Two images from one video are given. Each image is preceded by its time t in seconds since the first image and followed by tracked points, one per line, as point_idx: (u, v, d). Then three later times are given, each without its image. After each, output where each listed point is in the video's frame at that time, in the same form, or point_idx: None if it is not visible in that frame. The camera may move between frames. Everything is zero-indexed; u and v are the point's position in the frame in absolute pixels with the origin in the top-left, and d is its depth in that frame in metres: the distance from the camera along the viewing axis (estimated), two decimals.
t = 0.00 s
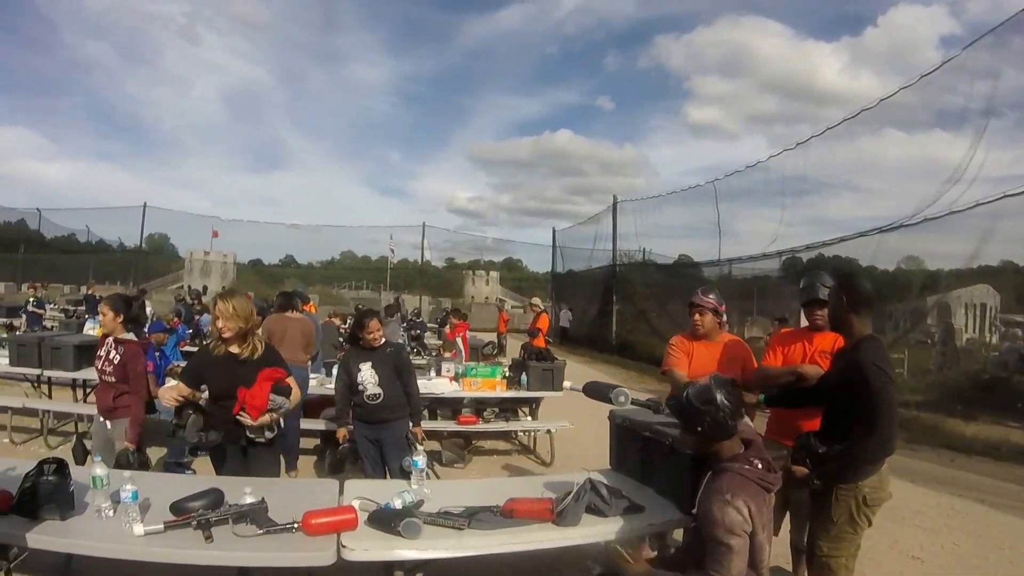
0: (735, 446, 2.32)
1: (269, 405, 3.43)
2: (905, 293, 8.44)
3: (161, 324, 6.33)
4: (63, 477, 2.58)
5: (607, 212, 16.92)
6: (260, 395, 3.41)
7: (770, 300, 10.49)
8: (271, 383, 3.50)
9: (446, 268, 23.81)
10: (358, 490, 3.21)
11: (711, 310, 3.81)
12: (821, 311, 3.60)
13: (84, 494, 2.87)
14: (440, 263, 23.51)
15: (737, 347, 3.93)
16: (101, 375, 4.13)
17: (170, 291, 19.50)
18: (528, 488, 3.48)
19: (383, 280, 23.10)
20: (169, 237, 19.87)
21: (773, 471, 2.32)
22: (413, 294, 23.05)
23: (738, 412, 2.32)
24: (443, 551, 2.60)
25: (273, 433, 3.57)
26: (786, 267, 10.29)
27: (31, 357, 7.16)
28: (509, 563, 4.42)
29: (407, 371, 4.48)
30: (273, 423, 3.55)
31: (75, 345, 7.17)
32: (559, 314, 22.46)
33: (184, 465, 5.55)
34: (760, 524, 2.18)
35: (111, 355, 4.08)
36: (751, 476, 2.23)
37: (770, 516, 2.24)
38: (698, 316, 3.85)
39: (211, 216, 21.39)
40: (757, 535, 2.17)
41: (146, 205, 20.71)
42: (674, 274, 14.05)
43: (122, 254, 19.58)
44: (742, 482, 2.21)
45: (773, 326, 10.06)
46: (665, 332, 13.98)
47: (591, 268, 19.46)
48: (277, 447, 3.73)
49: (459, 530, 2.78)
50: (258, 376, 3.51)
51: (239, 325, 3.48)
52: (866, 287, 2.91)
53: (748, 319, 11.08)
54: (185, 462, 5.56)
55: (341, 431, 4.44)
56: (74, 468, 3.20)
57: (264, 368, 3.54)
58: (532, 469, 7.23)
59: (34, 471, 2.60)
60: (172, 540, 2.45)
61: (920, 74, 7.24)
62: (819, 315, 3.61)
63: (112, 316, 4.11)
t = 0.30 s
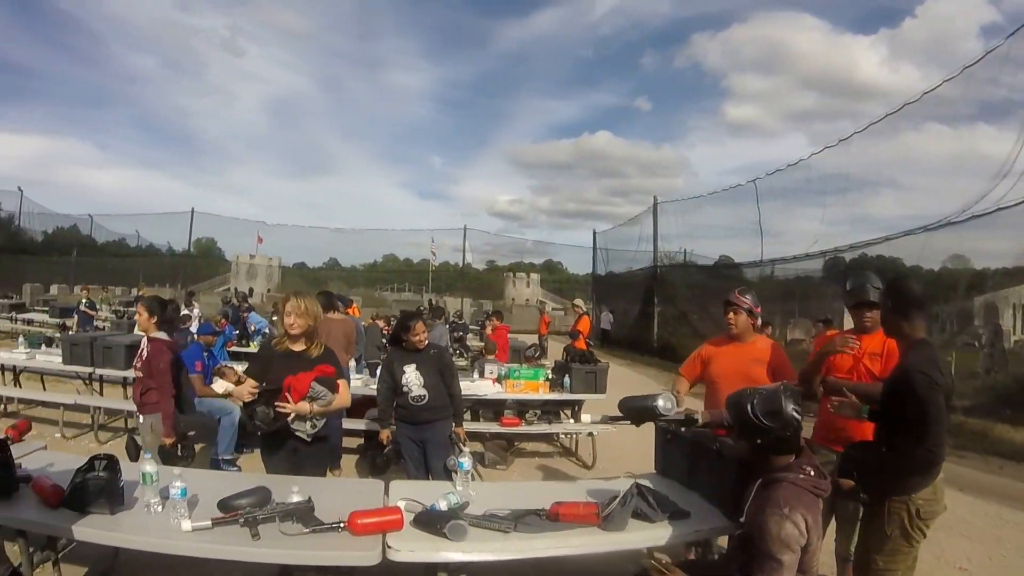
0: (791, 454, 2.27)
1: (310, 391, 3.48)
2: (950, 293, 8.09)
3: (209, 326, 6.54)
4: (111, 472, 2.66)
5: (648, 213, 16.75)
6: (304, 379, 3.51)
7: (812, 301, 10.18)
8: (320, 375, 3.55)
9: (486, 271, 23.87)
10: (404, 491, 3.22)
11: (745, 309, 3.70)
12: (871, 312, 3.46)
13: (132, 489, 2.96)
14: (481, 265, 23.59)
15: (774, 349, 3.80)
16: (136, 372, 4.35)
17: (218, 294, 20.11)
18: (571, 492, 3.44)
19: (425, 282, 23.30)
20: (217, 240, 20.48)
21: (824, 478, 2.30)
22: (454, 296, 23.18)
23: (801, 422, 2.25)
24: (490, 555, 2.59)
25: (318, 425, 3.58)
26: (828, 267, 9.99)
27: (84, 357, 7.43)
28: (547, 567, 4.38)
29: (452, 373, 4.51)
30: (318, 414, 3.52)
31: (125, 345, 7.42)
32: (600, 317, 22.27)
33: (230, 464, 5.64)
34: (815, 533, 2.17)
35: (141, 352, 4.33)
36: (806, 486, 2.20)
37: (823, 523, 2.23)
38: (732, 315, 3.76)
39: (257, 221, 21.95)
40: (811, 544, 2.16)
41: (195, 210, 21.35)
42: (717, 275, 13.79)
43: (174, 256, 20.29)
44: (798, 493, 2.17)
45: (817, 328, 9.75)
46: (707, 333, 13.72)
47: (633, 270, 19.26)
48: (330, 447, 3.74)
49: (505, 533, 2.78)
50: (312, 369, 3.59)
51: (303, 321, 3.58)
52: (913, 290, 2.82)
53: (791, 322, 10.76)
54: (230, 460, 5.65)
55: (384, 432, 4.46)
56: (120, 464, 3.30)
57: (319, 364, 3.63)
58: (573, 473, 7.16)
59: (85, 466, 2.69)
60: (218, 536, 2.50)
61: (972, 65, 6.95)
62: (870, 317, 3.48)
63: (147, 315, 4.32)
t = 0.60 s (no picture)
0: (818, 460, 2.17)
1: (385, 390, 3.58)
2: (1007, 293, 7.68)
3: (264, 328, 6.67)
4: (168, 469, 2.73)
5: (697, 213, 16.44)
6: (377, 378, 3.59)
7: (867, 302, 9.77)
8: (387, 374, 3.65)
9: (534, 273, 23.82)
10: (457, 493, 3.22)
11: (776, 310, 3.55)
12: (930, 312, 3.29)
13: (187, 486, 3.03)
14: (529, 267, 23.53)
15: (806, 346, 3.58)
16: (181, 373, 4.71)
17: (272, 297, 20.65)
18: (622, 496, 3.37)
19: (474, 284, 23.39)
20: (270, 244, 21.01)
21: (859, 485, 2.18)
22: (503, 298, 23.20)
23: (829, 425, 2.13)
24: (544, 559, 2.54)
25: (386, 422, 3.67)
26: (882, 267, 9.53)
27: (141, 356, 7.70)
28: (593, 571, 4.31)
29: (503, 375, 4.50)
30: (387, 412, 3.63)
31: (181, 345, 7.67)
32: (649, 319, 21.94)
33: (284, 462, 5.80)
34: (848, 542, 2.04)
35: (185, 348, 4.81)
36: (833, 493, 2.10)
37: (858, 531, 2.13)
38: (764, 316, 3.61)
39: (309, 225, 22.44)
40: (846, 554, 2.03)
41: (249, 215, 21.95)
42: (768, 276, 13.41)
43: (228, 259, 20.90)
44: (824, 501, 2.08)
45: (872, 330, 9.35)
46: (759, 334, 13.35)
47: (682, 272, 18.92)
48: (386, 445, 3.76)
49: (558, 537, 2.73)
50: (377, 368, 3.66)
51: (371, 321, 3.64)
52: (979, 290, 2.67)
53: (842, 325, 10.33)
54: (281, 458, 5.77)
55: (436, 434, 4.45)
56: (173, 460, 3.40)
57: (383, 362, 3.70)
58: (623, 476, 7.05)
59: (143, 463, 2.76)
60: (272, 534, 2.54)
61: None
62: (929, 317, 3.30)
63: (189, 314, 4.71)
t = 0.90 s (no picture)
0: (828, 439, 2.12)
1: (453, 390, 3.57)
2: None
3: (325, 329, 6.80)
4: (229, 467, 2.78)
5: (755, 212, 16.00)
6: (444, 379, 3.59)
7: (932, 304, 9.29)
8: (452, 375, 3.68)
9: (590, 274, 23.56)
10: (516, 495, 3.18)
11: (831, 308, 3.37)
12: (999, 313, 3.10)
13: (247, 483, 3.09)
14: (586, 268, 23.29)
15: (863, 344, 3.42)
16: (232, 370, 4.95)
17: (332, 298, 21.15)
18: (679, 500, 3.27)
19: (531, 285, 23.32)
20: (329, 246, 21.52)
21: (877, 457, 2.13)
22: (560, 300, 23.05)
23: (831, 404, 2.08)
24: (603, 563, 2.47)
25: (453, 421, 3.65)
26: (947, 266, 9.01)
27: (202, 355, 7.99)
28: None
29: (564, 377, 4.47)
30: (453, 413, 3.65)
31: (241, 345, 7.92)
32: (707, 322, 21.43)
33: (342, 461, 5.98)
34: (870, 522, 2.01)
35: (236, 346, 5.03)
36: (844, 473, 2.07)
37: (885, 503, 2.07)
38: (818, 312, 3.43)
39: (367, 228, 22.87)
40: (871, 536, 2.01)
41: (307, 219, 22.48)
42: (828, 275, 12.92)
43: (289, 261, 21.45)
44: (836, 485, 2.06)
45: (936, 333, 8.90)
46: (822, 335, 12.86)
47: (741, 273, 18.41)
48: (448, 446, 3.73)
49: (619, 541, 2.66)
50: (443, 368, 3.67)
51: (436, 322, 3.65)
52: None
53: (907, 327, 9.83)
54: (340, 456, 5.94)
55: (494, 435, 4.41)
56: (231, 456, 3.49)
57: (447, 362, 3.72)
58: (679, 480, 6.87)
59: (204, 460, 2.82)
60: (331, 531, 2.56)
61: None
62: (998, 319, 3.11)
63: (239, 315, 4.99)
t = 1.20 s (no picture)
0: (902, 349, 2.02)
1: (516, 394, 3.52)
2: None
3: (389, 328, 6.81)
4: (292, 464, 2.82)
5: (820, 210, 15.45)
6: (507, 383, 3.55)
7: (1006, 307, 8.78)
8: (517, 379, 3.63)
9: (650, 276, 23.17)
10: (576, 497, 3.13)
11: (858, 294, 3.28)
12: None
13: (310, 479, 3.14)
14: (645, 269, 22.92)
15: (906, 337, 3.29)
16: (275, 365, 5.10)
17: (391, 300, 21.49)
18: (745, 507, 3.15)
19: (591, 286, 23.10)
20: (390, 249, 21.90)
21: (952, 373, 2.04)
22: (620, 301, 22.75)
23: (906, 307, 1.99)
24: (665, 569, 2.39)
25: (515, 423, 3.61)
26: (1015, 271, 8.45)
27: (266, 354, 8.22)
28: None
29: (628, 379, 4.38)
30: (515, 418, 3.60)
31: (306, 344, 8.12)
32: (769, 324, 20.80)
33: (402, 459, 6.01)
34: (958, 437, 1.89)
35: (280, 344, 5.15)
36: (926, 381, 1.96)
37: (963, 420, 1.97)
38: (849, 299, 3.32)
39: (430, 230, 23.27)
40: (961, 453, 1.88)
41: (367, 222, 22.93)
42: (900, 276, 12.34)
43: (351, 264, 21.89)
44: (920, 394, 1.94)
45: (1007, 336, 8.42)
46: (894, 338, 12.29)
47: (805, 273, 17.81)
48: (509, 447, 3.68)
49: (681, 548, 2.58)
50: (507, 371, 3.64)
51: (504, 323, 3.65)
52: None
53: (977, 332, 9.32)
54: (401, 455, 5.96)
55: (556, 437, 4.36)
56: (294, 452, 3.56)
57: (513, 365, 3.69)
58: (742, 486, 6.67)
59: (268, 456, 2.87)
60: (393, 530, 2.57)
61: None
62: None
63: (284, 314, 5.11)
